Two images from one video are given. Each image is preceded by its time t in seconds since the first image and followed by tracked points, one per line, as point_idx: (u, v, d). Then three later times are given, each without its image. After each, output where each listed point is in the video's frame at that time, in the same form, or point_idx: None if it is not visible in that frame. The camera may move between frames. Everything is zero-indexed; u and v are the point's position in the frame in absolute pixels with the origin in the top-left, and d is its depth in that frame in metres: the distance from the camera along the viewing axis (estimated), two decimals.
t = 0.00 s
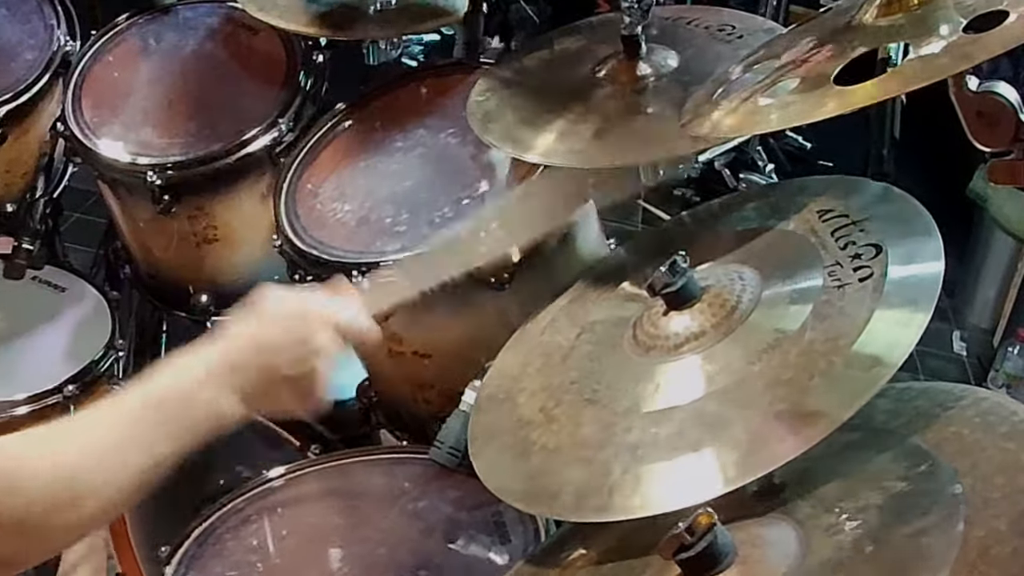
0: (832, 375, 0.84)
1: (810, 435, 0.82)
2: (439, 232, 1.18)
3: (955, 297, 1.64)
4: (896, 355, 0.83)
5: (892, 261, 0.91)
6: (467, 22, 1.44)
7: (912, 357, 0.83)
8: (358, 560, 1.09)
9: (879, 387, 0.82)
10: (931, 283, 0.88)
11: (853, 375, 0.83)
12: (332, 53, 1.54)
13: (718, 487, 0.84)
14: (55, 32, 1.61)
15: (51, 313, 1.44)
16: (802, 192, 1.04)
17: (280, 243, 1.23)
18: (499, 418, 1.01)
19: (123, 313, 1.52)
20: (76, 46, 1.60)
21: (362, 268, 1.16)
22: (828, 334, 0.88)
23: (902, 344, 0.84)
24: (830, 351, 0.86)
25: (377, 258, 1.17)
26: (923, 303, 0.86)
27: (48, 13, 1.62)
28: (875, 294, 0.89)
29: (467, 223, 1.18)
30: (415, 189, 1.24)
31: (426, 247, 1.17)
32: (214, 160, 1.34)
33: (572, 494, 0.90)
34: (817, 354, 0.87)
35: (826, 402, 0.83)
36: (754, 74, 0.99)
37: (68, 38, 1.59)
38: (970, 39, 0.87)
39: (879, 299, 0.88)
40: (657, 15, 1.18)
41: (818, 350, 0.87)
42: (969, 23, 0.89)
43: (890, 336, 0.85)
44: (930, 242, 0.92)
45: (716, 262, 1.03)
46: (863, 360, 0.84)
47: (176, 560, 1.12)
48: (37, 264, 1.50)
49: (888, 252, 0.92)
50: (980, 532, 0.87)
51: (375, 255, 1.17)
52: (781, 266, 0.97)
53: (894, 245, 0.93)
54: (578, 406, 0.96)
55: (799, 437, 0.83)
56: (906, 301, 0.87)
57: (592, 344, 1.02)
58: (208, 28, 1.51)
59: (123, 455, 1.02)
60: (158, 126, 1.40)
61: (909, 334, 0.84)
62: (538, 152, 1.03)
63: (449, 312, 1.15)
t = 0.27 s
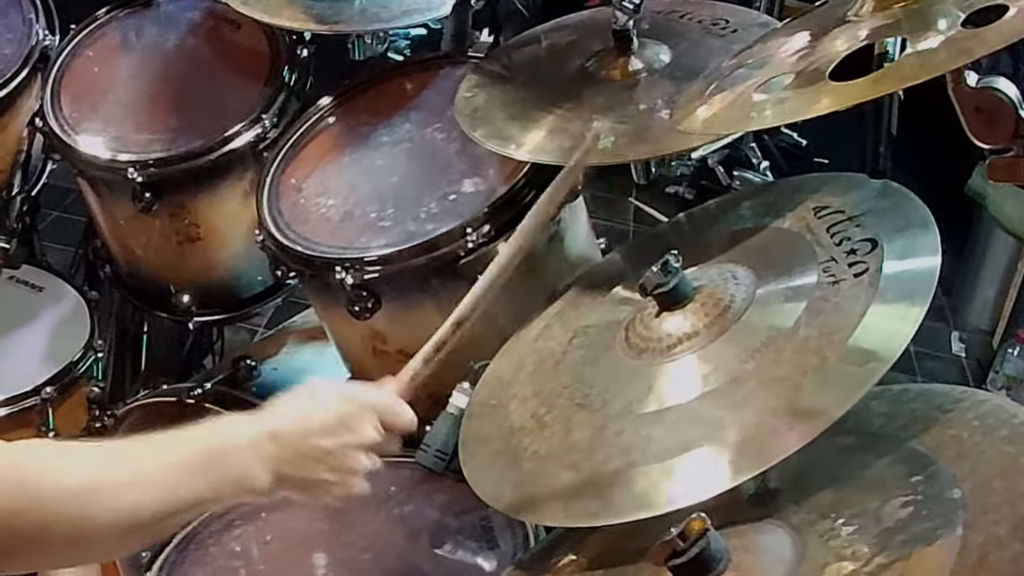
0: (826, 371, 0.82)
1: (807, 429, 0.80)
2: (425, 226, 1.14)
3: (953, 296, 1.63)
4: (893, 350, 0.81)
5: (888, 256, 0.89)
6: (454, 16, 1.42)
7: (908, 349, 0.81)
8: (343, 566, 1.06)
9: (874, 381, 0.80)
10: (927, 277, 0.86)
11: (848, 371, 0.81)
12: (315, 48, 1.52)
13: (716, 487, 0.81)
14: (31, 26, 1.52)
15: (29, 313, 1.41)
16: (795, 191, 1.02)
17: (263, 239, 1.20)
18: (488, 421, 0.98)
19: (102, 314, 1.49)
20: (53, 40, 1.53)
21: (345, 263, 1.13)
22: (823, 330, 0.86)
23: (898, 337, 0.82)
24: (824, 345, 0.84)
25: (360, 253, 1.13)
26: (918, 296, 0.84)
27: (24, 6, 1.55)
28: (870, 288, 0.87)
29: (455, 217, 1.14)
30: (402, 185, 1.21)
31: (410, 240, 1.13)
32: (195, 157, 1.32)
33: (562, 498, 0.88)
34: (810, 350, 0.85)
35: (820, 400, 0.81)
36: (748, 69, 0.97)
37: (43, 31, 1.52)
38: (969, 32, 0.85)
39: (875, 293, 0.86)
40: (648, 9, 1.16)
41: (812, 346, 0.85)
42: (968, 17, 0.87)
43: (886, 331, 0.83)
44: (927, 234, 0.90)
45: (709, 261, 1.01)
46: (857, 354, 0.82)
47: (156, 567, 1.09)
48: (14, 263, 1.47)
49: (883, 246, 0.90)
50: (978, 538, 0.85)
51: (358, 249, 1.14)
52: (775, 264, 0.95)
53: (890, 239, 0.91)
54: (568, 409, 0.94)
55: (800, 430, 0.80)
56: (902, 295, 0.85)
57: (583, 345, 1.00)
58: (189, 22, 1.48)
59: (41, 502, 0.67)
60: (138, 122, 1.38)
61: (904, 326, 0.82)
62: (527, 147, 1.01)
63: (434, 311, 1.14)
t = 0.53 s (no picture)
0: (821, 372, 0.80)
1: (799, 432, 0.78)
2: (412, 224, 1.12)
3: (951, 296, 1.61)
4: (889, 352, 0.79)
5: (885, 257, 0.87)
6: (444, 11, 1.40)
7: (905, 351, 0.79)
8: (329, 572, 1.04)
9: (871, 384, 0.78)
10: (925, 279, 0.84)
11: (844, 372, 0.79)
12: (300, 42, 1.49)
13: (706, 488, 0.79)
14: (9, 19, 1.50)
15: (9, 314, 1.38)
16: (790, 190, 1.00)
17: (247, 237, 1.18)
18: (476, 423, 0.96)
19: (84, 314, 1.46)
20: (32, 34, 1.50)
21: (330, 261, 1.11)
22: (819, 331, 0.83)
23: (895, 339, 0.80)
24: (819, 347, 0.82)
25: (345, 252, 1.12)
26: (916, 298, 0.82)
27: None
28: (867, 289, 0.85)
29: (441, 215, 1.12)
30: (389, 180, 1.19)
31: (397, 237, 1.11)
32: (177, 153, 1.30)
33: (553, 503, 0.86)
34: (805, 351, 0.83)
35: (814, 401, 0.79)
36: (742, 64, 0.95)
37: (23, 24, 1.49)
38: (968, 26, 0.83)
39: (871, 294, 0.84)
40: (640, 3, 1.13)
41: (807, 347, 0.83)
42: (966, 11, 0.85)
43: (882, 333, 0.81)
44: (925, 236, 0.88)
45: (703, 261, 0.99)
46: (853, 356, 0.80)
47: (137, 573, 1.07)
48: None
49: (880, 246, 0.88)
50: (978, 543, 0.83)
51: (344, 247, 1.13)
52: (770, 264, 0.93)
53: (887, 240, 0.89)
54: (558, 411, 0.92)
55: (790, 433, 0.78)
56: (899, 297, 0.83)
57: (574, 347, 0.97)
58: (171, 17, 1.45)
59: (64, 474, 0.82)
60: (118, 118, 1.36)
61: (901, 328, 0.80)
62: (515, 144, 0.99)
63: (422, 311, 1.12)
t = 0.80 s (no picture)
0: (819, 376, 0.79)
1: (797, 440, 0.76)
2: (400, 226, 1.10)
3: (949, 297, 1.58)
4: (888, 355, 0.78)
5: (883, 256, 0.85)
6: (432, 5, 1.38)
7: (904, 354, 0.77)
8: None
9: (871, 389, 0.76)
10: (924, 280, 0.82)
11: (842, 377, 0.78)
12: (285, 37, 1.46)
13: (701, 497, 0.78)
14: None
15: None
16: (784, 186, 0.98)
17: (233, 241, 1.16)
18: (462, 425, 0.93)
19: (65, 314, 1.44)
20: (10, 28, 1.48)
21: (317, 265, 1.08)
22: (816, 333, 0.82)
23: (894, 342, 0.78)
24: (816, 349, 0.81)
25: (333, 255, 1.08)
26: (915, 299, 0.80)
27: None
28: (865, 290, 0.83)
29: (430, 217, 1.10)
30: (376, 181, 1.17)
31: (385, 239, 1.09)
32: (158, 151, 1.28)
33: (543, 509, 0.84)
34: (802, 354, 0.81)
35: (812, 407, 0.77)
36: (736, 59, 0.93)
37: None
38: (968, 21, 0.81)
39: (869, 295, 0.82)
40: None
41: (804, 350, 0.81)
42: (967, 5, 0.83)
43: (881, 335, 0.79)
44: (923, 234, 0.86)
45: (696, 259, 0.97)
46: (851, 361, 0.78)
47: None
48: None
49: (878, 246, 0.86)
50: (976, 548, 0.81)
51: (331, 250, 1.10)
52: (762, 263, 0.92)
53: (885, 239, 0.87)
54: (548, 413, 0.90)
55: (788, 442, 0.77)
56: (898, 298, 0.81)
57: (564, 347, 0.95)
58: (154, 11, 1.42)
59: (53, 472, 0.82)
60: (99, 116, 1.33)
61: (901, 331, 0.79)
62: (505, 142, 0.97)
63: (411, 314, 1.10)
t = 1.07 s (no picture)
0: (814, 381, 0.77)
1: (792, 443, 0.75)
2: (385, 221, 1.08)
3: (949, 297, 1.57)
4: (885, 358, 0.76)
5: (880, 255, 0.83)
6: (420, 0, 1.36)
7: (900, 357, 0.76)
8: None
9: (867, 393, 0.74)
10: (921, 281, 0.81)
11: (838, 381, 0.76)
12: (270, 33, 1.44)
13: (694, 502, 0.76)
14: None
15: None
16: (779, 184, 0.96)
17: (214, 234, 1.14)
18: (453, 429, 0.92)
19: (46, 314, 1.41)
20: None
21: (301, 258, 1.07)
22: (811, 334, 0.80)
23: (891, 345, 0.76)
24: (812, 350, 0.79)
25: (316, 249, 1.07)
26: (912, 300, 0.79)
27: None
28: (861, 290, 0.81)
29: (416, 212, 1.08)
30: (361, 175, 1.15)
31: (371, 236, 1.07)
32: (141, 148, 1.26)
33: (533, 514, 0.82)
34: (798, 356, 0.79)
35: (807, 411, 0.76)
36: (729, 54, 0.91)
37: None
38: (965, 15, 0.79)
39: (866, 296, 0.80)
40: None
41: (799, 352, 0.79)
42: None
43: (878, 337, 0.77)
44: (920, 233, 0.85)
45: (688, 257, 0.95)
46: (847, 363, 0.77)
47: None
48: None
49: (875, 243, 0.84)
50: (977, 554, 0.79)
51: (314, 245, 1.08)
52: (755, 264, 0.90)
53: (883, 237, 0.85)
54: (538, 415, 0.88)
55: (784, 445, 0.75)
56: (895, 299, 0.79)
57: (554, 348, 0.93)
58: (136, 6, 1.40)
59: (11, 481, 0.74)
60: (81, 112, 1.31)
61: (897, 333, 0.77)
62: (494, 139, 0.95)
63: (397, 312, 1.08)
